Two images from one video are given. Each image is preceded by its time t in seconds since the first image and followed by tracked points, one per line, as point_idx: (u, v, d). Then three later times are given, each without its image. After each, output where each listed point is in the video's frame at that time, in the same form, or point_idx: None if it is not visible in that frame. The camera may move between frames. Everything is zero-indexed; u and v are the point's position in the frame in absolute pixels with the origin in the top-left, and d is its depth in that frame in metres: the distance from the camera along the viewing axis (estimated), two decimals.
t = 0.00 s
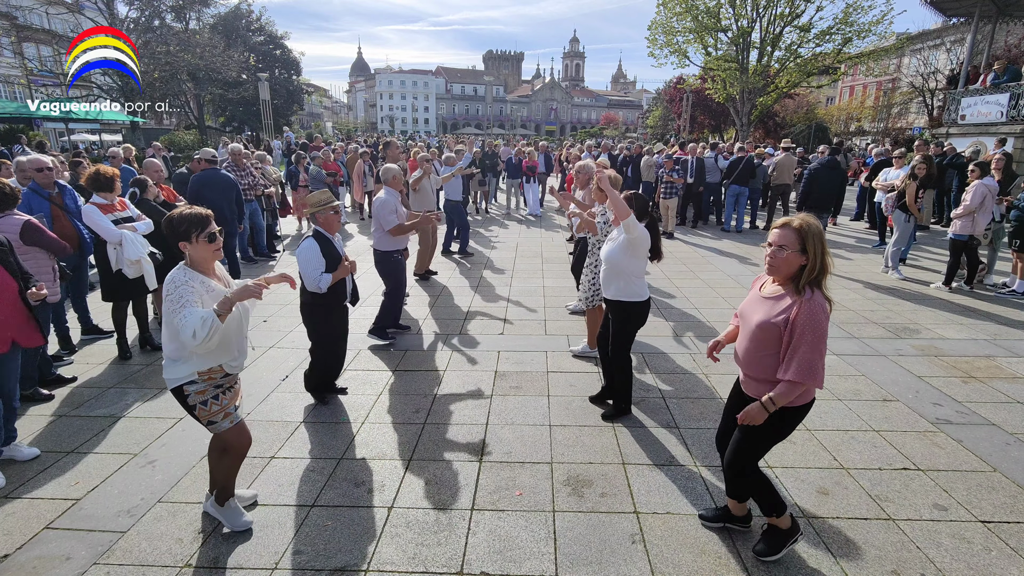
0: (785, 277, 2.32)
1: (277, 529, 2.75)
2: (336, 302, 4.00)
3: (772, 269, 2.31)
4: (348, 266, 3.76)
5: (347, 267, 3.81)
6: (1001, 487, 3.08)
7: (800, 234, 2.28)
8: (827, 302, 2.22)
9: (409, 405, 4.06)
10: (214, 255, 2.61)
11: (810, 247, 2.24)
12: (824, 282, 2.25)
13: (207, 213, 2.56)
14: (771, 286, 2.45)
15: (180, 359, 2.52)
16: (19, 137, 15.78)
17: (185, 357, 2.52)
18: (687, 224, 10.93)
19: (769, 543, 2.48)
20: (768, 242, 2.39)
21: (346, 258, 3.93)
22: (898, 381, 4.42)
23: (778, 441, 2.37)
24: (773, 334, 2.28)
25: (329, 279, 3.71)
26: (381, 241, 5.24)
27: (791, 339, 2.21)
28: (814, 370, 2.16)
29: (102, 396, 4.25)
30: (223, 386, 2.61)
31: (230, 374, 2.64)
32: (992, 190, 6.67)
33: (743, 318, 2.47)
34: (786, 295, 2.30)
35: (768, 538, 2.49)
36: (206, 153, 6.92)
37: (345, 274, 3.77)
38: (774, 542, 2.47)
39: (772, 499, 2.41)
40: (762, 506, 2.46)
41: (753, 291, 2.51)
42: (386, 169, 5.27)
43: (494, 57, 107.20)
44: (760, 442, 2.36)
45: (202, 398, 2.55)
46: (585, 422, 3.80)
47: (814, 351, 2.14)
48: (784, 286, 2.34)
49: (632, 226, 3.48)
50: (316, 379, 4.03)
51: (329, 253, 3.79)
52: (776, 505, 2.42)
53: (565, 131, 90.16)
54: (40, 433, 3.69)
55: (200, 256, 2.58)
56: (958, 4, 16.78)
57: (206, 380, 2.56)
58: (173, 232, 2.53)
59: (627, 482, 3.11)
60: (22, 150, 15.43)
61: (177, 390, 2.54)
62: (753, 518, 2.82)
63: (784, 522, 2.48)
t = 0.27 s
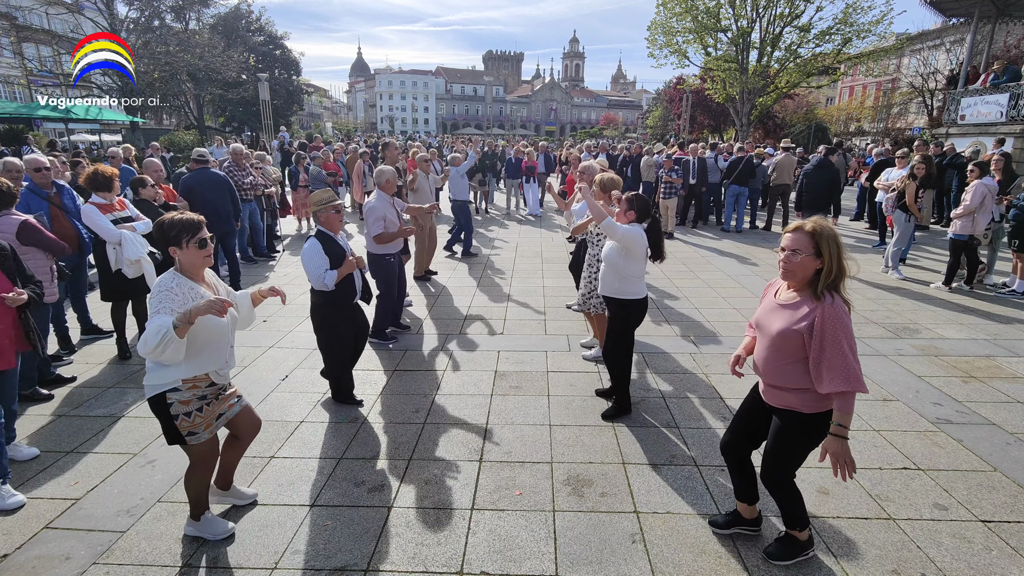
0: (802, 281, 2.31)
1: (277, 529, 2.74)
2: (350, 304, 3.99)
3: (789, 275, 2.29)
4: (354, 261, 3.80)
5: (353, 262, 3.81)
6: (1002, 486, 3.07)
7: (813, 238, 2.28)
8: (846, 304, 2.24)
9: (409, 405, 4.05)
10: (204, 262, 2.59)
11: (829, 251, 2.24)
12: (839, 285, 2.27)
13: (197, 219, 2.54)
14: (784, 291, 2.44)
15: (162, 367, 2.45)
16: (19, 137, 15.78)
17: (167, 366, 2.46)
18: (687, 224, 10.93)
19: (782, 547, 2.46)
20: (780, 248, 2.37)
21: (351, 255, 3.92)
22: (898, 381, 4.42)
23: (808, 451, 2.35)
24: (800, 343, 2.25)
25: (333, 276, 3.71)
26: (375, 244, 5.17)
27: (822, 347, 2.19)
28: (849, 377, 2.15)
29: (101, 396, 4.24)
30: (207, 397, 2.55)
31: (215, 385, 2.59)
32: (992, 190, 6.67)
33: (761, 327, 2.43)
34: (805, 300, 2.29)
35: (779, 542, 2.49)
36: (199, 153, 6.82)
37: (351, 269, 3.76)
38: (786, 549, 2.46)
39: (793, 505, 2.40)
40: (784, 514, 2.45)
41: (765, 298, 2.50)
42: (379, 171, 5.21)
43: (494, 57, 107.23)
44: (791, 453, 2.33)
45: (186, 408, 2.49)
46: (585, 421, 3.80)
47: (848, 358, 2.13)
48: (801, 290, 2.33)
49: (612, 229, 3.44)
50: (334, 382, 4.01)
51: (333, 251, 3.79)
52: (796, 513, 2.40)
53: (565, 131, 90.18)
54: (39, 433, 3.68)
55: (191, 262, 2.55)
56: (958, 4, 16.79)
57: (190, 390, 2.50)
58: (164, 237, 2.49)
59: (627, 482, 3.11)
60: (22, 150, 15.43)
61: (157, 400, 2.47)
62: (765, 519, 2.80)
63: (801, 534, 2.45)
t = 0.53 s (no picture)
0: (805, 276, 2.30)
1: (276, 528, 2.74)
2: (358, 302, 3.98)
3: (791, 269, 2.30)
4: (361, 258, 3.80)
5: (360, 260, 3.82)
6: (1002, 486, 3.07)
7: (816, 232, 2.27)
8: (852, 299, 2.21)
9: (409, 404, 4.05)
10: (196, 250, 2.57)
11: (830, 246, 2.22)
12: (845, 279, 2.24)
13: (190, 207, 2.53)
14: (792, 287, 2.43)
15: (157, 360, 2.44)
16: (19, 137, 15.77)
17: (162, 359, 2.45)
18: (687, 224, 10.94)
19: (782, 543, 2.48)
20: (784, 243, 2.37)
21: (356, 252, 3.92)
22: (899, 381, 4.42)
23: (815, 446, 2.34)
24: (802, 338, 2.25)
25: (344, 272, 3.71)
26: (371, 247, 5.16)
27: (824, 342, 2.18)
28: (849, 373, 2.14)
29: (100, 396, 4.23)
30: (201, 392, 2.56)
31: (209, 378, 2.60)
32: (992, 190, 6.67)
33: (766, 322, 2.44)
34: (809, 296, 2.28)
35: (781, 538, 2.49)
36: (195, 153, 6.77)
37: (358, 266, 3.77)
38: (790, 547, 2.46)
39: (801, 504, 2.40)
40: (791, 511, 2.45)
41: (773, 294, 2.49)
42: (375, 172, 5.14)
43: (494, 57, 107.28)
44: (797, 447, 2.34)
45: (179, 403, 2.49)
46: (585, 421, 3.79)
47: (848, 354, 2.12)
48: (805, 285, 2.32)
49: (616, 223, 3.45)
50: (344, 381, 4.01)
51: (338, 249, 3.78)
52: (802, 512, 2.40)
53: (564, 131, 90.18)
54: (37, 433, 3.67)
55: (182, 251, 2.53)
56: (957, 4, 16.79)
57: (185, 384, 2.50)
58: (154, 227, 2.47)
59: (627, 482, 3.10)
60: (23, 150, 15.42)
61: (152, 394, 2.46)
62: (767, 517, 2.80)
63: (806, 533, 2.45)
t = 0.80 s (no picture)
0: (794, 274, 2.31)
1: (275, 528, 2.73)
2: (357, 302, 3.98)
3: (781, 265, 2.33)
4: (361, 262, 3.86)
5: (360, 264, 3.83)
6: (1003, 486, 3.06)
7: (808, 231, 2.27)
8: (837, 300, 2.19)
9: (409, 404, 4.05)
10: (189, 257, 2.57)
11: (816, 245, 2.22)
12: (834, 280, 2.22)
13: (187, 211, 2.54)
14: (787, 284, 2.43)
15: (162, 365, 2.44)
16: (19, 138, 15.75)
17: (168, 363, 2.45)
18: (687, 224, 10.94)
19: (784, 544, 2.47)
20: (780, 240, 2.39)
21: (356, 256, 3.93)
22: (899, 381, 4.41)
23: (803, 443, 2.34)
24: (783, 334, 2.29)
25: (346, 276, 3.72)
26: (374, 241, 5.20)
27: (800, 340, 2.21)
28: (816, 373, 2.16)
29: (99, 395, 4.22)
30: (206, 393, 2.57)
31: (213, 379, 2.61)
32: (992, 190, 6.67)
33: (757, 318, 2.47)
34: (795, 294, 2.29)
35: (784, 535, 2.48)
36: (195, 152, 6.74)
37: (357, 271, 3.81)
38: (794, 547, 2.45)
39: (796, 503, 2.41)
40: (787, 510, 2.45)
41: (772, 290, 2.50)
42: (376, 169, 5.21)
43: (494, 57, 107.33)
44: (781, 441, 2.35)
45: (186, 406, 2.49)
46: (585, 421, 3.78)
47: (816, 353, 2.14)
48: (796, 284, 2.33)
49: (638, 228, 3.52)
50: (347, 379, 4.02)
51: (339, 252, 3.77)
52: (798, 509, 2.41)
53: (564, 132, 90.17)
54: (36, 433, 3.66)
55: (178, 257, 2.52)
56: (957, 5, 16.78)
57: (190, 387, 2.51)
58: (149, 233, 2.45)
59: (627, 482, 3.09)
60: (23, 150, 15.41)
61: (156, 400, 2.45)
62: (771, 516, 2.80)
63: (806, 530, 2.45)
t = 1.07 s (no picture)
0: (782, 276, 2.32)
1: (274, 528, 2.73)
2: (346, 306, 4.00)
3: (770, 267, 2.34)
4: (354, 265, 3.82)
5: (353, 268, 3.80)
6: (1005, 486, 3.06)
7: (796, 235, 2.27)
8: (821, 304, 2.19)
9: (408, 404, 4.04)
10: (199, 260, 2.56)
11: (799, 251, 2.23)
12: (821, 283, 2.22)
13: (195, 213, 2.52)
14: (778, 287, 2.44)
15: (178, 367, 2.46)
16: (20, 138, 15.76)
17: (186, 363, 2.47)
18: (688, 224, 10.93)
19: (737, 533, 2.54)
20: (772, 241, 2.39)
21: (351, 259, 3.91)
22: (899, 381, 4.41)
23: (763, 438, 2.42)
24: (763, 334, 2.32)
25: (334, 280, 3.71)
26: (380, 236, 5.21)
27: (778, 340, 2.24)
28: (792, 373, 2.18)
29: (99, 396, 4.21)
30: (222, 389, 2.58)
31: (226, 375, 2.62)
32: (992, 190, 6.66)
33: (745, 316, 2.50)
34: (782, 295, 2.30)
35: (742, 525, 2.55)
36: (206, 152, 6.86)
37: (349, 275, 3.78)
38: (745, 537, 2.53)
39: (750, 494, 2.46)
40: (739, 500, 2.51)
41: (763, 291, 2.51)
42: (382, 168, 5.23)
43: (494, 58, 107.36)
44: (757, 436, 2.40)
45: (204, 402, 2.51)
46: (586, 422, 3.78)
47: (792, 354, 2.15)
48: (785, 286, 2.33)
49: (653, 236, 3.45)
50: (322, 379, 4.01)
51: (333, 253, 3.76)
52: (751, 501, 2.47)
53: (564, 132, 90.16)
54: (37, 433, 3.66)
55: (190, 260, 2.52)
56: (957, 5, 16.77)
57: (207, 384, 2.52)
58: (162, 237, 2.44)
59: (628, 482, 3.09)
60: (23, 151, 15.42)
61: (174, 399, 2.47)
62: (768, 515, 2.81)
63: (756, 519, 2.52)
